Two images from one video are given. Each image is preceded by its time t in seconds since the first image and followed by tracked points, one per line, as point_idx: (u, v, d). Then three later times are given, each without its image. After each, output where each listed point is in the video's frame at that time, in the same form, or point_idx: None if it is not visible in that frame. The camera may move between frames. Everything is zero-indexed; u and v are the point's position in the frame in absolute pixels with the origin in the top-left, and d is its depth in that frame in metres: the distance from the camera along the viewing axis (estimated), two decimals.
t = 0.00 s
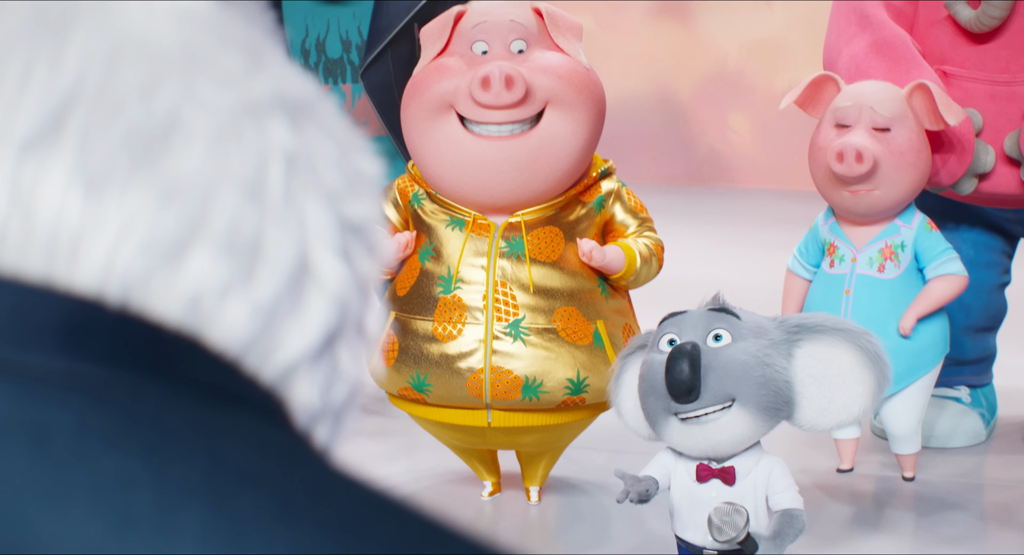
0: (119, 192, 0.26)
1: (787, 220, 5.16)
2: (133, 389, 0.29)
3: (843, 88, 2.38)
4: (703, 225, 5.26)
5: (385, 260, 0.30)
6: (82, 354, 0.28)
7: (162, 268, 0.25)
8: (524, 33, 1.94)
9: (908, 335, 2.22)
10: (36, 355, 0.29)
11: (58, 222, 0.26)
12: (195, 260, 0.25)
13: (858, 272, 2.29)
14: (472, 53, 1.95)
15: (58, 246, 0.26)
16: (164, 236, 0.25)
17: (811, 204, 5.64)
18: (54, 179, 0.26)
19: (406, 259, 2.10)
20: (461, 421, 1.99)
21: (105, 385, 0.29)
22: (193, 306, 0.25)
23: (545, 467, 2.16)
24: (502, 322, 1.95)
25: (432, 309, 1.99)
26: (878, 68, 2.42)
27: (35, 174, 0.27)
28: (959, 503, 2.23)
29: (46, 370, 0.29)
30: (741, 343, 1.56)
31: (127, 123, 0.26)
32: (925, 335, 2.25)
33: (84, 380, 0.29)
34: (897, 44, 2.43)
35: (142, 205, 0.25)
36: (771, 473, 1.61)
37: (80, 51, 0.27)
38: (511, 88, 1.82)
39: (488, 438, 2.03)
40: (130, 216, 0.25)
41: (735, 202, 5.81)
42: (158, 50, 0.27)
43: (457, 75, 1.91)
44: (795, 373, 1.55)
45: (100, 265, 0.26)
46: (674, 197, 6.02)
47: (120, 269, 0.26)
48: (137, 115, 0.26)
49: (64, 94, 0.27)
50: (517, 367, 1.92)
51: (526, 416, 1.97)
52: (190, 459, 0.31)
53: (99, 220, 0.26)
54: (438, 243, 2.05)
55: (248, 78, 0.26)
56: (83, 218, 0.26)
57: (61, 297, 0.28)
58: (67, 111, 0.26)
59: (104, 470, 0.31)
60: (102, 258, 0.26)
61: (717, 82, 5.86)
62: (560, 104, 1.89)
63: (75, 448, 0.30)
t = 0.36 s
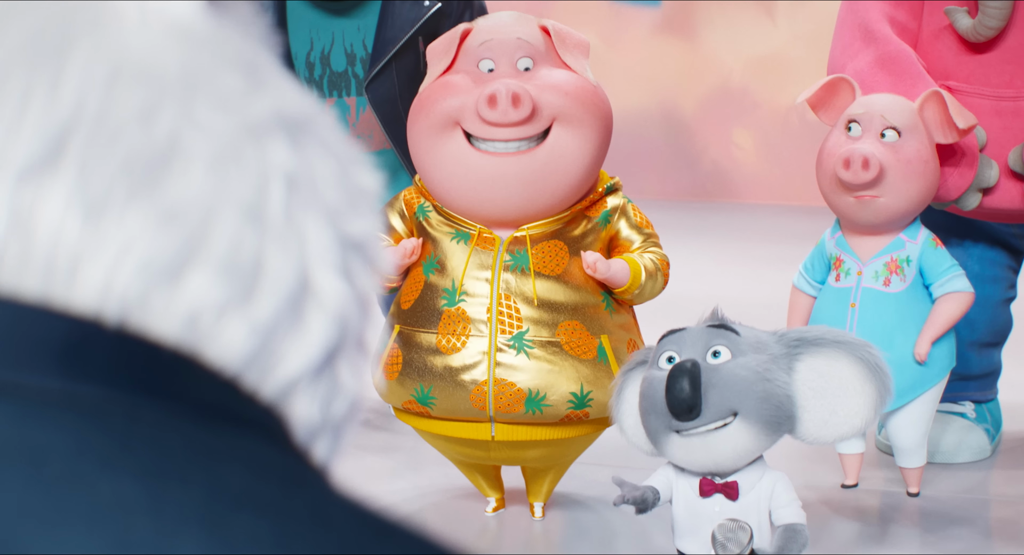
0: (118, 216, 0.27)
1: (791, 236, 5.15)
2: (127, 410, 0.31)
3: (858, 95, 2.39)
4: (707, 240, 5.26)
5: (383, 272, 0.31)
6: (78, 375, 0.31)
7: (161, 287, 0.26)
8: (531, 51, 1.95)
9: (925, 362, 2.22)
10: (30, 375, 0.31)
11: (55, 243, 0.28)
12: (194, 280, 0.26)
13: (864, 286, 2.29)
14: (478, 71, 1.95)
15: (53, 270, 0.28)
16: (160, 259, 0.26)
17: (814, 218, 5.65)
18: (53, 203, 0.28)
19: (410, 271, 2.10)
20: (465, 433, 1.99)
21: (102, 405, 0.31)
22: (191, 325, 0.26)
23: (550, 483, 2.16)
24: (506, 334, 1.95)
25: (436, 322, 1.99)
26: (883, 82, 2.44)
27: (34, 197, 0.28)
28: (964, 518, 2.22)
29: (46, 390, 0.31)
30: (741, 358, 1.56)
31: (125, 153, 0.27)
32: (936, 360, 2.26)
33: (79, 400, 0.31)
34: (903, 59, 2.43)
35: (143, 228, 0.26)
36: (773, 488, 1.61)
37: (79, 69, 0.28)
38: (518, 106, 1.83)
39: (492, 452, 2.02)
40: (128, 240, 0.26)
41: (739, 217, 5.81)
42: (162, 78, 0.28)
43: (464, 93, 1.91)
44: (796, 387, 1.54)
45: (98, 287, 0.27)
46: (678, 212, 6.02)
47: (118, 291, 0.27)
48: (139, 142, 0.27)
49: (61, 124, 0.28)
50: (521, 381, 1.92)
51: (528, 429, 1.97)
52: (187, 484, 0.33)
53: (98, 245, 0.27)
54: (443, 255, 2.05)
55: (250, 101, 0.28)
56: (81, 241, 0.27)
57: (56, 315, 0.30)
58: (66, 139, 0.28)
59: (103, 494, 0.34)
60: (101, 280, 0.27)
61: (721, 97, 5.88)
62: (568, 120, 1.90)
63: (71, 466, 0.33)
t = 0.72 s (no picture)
0: (116, 235, 0.30)
1: (795, 249, 5.13)
2: (125, 427, 0.36)
3: (864, 105, 2.39)
4: (710, 251, 5.25)
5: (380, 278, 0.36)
6: (77, 395, 0.35)
7: (161, 303, 0.30)
8: (540, 54, 1.95)
9: (934, 381, 2.22)
10: (29, 395, 0.36)
11: (54, 259, 0.31)
12: (193, 294, 0.30)
13: (869, 298, 2.28)
14: (489, 76, 1.95)
15: (52, 288, 0.31)
16: (157, 276, 0.30)
17: (818, 230, 5.63)
18: (53, 221, 0.30)
19: (415, 274, 2.10)
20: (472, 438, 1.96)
21: (101, 423, 0.36)
22: (190, 339, 0.30)
23: (554, 491, 2.12)
24: (515, 336, 1.94)
25: (444, 326, 1.98)
26: (887, 92, 2.44)
27: (34, 217, 0.31)
28: (969, 531, 2.21)
29: (46, 409, 0.36)
30: (761, 373, 1.55)
31: (122, 174, 0.30)
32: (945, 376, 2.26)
33: (79, 418, 0.36)
34: (907, 69, 2.43)
35: (141, 244, 0.30)
36: (782, 502, 1.59)
37: (81, 93, 0.31)
38: (532, 112, 1.85)
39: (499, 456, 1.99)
40: (127, 257, 0.30)
41: (742, 228, 5.80)
42: (160, 97, 0.31)
43: (475, 100, 1.92)
44: (814, 411, 1.51)
45: (100, 303, 0.31)
46: (681, 223, 6.01)
47: (118, 306, 0.30)
48: (138, 163, 0.30)
49: (55, 153, 0.31)
50: (530, 382, 1.91)
51: (538, 433, 1.95)
52: (187, 505, 0.38)
53: (98, 260, 0.30)
54: (449, 260, 2.05)
55: (252, 115, 0.32)
56: (81, 257, 0.30)
57: (57, 329, 0.34)
58: (64, 164, 0.31)
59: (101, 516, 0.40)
60: (100, 296, 0.30)
61: (725, 109, 5.89)
62: (579, 127, 1.92)
63: (69, 484, 0.38)
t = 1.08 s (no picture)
0: (118, 242, 0.37)
1: (800, 255, 5.12)
2: (125, 434, 0.40)
3: (867, 113, 2.40)
4: (714, 259, 5.23)
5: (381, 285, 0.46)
6: (77, 405, 0.40)
7: (162, 313, 0.37)
8: (542, 51, 2.00)
9: (938, 389, 2.21)
10: (29, 406, 0.40)
11: (55, 269, 0.37)
12: (193, 304, 0.37)
13: (872, 304, 2.28)
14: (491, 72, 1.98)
15: (52, 297, 0.37)
16: (157, 285, 0.37)
17: (822, 236, 5.61)
18: (54, 229, 0.37)
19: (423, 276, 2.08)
20: (482, 442, 1.94)
21: (101, 432, 0.40)
22: (191, 347, 0.37)
23: (558, 500, 2.09)
24: (527, 336, 1.93)
25: (455, 326, 1.97)
26: (889, 98, 2.45)
27: (34, 224, 0.37)
28: (972, 537, 2.20)
29: (46, 420, 0.40)
30: (769, 385, 1.55)
31: (123, 180, 0.37)
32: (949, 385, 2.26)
33: (80, 428, 0.40)
34: (909, 74, 2.43)
35: (142, 252, 0.37)
36: (787, 511, 1.58)
37: (82, 97, 0.38)
38: (536, 97, 1.88)
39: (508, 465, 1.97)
40: (128, 266, 0.37)
41: (746, 236, 5.78)
42: (163, 107, 0.38)
43: (479, 92, 1.95)
44: (822, 422, 1.50)
45: (101, 312, 0.37)
46: (684, 231, 5.99)
47: (118, 315, 0.37)
48: (140, 172, 0.37)
49: (59, 156, 0.37)
50: (542, 383, 1.90)
51: (549, 435, 1.93)
52: (186, 523, 0.42)
53: (99, 271, 0.37)
54: (458, 262, 2.02)
55: (251, 123, 0.40)
56: (81, 266, 0.37)
57: (57, 340, 0.39)
58: (64, 171, 0.37)
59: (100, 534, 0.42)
60: (101, 305, 0.37)
61: (728, 116, 5.89)
62: (580, 123, 1.94)
63: (69, 503, 0.42)
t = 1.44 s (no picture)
0: (117, 250, 0.39)
1: (801, 261, 5.11)
2: (126, 445, 0.41)
3: (868, 118, 2.40)
4: (716, 264, 5.22)
5: (378, 295, 0.49)
6: (77, 413, 0.41)
7: (162, 319, 0.39)
8: (556, 64, 1.95)
9: (939, 394, 2.21)
10: (28, 413, 0.41)
11: (55, 275, 0.39)
12: (192, 311, 0.40)
13: (874, 309, 2.27)
14: (500, 80, 1.96)
15: (52, 304, 0.40)
16: (157, 290, 0.39)
17: (823, 242, 5.61)
18: (53, 237, 0.39)
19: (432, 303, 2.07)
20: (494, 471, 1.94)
21: (102, 440, 0.41)
22: (191, 352, 0.40)
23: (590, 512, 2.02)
24: (529, 376, 1.88)
25: (458, 361, 1.94)
26: (888, 101, 2.44)
27: (33, 230, 0.39)
28: (973, 542, 2.20)
29: (44, 426, 0.41)
30: (771, 392, 1.54)
31: (121, 190, 0.39)
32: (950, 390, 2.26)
33: (79, 436, 0.41)
34: (908, 78, 2.43)
35: (141, 258, 0.39)
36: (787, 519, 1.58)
37: (82, 107, 0.40)
38: (533, 110, 1.84)
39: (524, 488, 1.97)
40: (127, 272, 0.39)
41: (747, 241, 5.77)
42: (161, 111, 0.41)
43: (485, 104, 1.93)
44: (824, 427, 1.50)
45: (100, 318, 0.39)
46: (685, 236, 5.98)
47: (117, 320, 0.39)
48: (139, 177, 0.39)
49: (58, 161, 0.39)
50: (545, 421, 1.86)
51: (554, 468, 1.91)
52: (186, 533, 0.42)
53: (97, 275, 0.39)
54: (465, 291, 2.00)
55: (251, 128, 0.42)
56: (81, 273, 0.39)
57: (56, 346, 0.40)
58: (65, 174, 0.39)
59: (99, 541, 0.42)
60: (100, 311, 0.39)
61: (729, 121, 5.89)
62: (583, 138, 1.89)
63: (68, 512, 0.42)
